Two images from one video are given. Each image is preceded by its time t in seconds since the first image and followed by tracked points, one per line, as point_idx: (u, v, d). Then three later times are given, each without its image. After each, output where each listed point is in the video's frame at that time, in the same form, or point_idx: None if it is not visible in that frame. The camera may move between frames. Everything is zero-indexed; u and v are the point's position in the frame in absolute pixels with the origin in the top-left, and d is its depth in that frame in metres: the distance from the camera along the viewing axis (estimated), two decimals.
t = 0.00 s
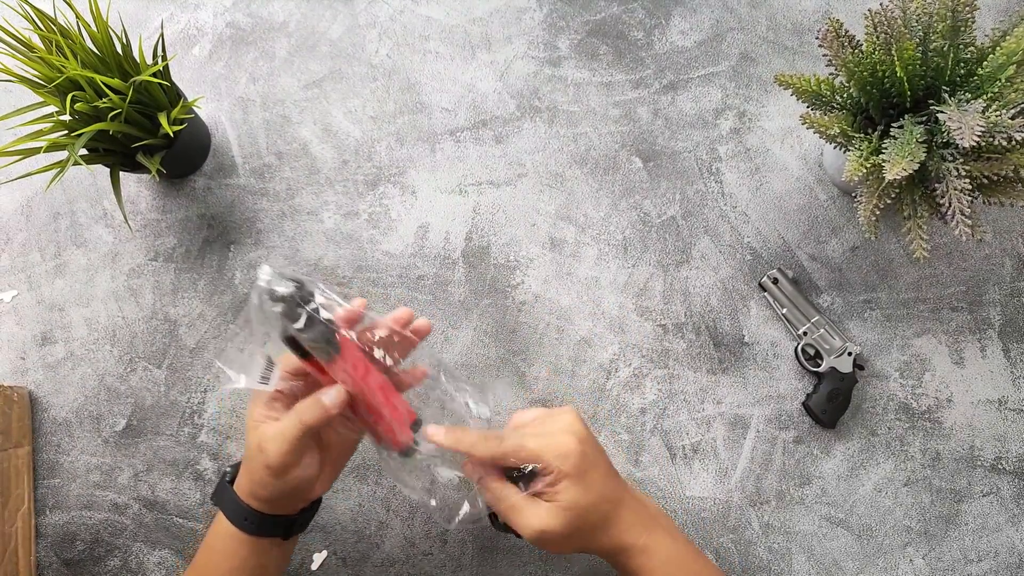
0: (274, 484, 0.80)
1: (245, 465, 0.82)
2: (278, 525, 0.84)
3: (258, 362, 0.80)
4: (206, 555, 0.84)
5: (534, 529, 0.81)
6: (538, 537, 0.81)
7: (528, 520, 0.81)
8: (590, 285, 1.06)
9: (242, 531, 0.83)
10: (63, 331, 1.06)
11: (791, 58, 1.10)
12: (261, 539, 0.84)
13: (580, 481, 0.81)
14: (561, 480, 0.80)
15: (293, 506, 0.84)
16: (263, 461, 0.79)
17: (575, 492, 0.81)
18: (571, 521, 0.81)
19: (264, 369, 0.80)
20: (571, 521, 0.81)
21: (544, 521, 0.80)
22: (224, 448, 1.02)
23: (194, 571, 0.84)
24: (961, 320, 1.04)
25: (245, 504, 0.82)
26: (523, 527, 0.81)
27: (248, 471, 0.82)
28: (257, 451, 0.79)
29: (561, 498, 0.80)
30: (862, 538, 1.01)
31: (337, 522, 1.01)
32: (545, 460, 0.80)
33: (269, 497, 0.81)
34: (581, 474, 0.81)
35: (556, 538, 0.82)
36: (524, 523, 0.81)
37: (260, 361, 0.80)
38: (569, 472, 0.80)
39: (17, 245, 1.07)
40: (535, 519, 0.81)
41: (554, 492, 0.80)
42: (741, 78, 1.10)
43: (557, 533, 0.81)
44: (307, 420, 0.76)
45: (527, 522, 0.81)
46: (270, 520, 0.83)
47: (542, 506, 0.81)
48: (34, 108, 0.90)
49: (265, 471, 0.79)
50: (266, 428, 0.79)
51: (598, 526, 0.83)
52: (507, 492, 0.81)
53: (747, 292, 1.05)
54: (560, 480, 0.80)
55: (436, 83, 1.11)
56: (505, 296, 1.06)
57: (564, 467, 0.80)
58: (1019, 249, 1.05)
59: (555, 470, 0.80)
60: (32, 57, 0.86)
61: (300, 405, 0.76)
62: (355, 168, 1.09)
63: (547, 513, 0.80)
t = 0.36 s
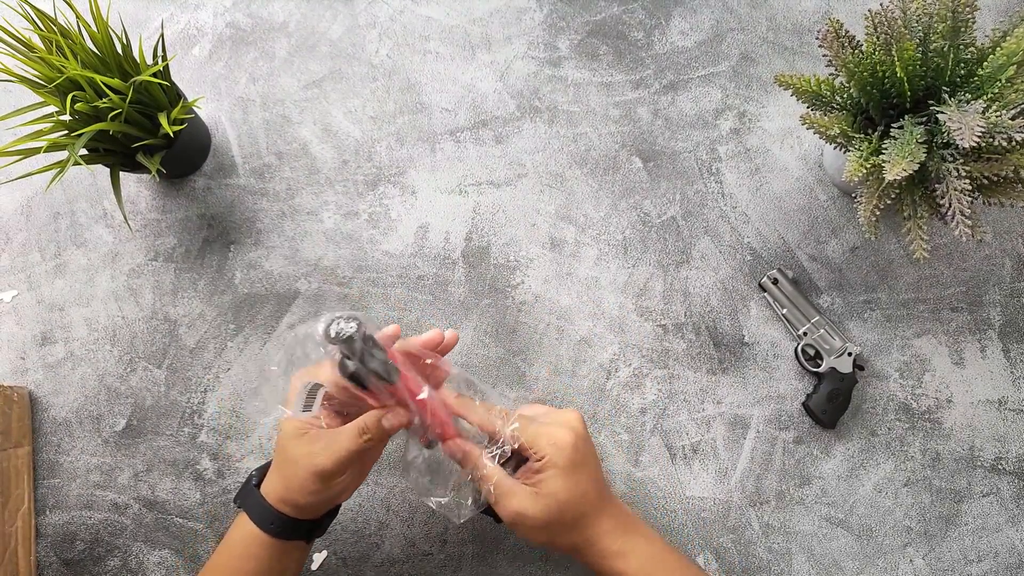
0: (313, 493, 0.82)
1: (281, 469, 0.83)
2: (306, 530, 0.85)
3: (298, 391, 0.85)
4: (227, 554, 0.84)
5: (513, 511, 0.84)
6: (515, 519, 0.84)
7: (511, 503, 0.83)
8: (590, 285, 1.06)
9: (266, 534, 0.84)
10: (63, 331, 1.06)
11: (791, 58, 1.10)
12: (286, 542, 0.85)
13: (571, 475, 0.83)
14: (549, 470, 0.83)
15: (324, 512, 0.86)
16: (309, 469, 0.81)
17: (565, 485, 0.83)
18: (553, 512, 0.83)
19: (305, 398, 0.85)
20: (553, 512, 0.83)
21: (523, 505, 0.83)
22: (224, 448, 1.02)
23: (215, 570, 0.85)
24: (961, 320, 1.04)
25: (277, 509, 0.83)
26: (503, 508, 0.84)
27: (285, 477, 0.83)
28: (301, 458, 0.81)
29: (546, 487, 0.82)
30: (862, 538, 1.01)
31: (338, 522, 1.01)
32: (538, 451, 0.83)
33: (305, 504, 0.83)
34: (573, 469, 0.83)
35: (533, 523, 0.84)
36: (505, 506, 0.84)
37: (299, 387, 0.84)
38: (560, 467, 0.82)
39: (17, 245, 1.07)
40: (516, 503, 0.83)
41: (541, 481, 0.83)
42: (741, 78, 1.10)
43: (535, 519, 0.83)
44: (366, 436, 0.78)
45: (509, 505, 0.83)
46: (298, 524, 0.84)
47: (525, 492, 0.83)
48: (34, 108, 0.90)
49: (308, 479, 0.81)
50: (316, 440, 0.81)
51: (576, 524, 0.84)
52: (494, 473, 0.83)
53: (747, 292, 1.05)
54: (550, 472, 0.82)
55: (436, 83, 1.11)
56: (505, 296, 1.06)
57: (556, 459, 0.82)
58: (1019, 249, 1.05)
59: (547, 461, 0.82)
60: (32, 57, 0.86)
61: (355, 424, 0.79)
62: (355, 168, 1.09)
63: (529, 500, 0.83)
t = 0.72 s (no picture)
0: (295, 489, 0.82)
1: (264, 469, 0.84)
2: (297, 532, 0.85)
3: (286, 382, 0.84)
4: (220, 559, 0.85)
5: (526, 495, 0.84)
6: (527, 503, 0.84)
7: (524, 485, 0.84)
8: (590, 285, 1.06)
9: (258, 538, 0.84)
10: (63, 331, 1.06)
11: (791, 58, 1.10)
12: (278, 546, 0.85)
13: (584, 459, 0.85)
14: (563, 454, 0.85)
15: (313, 510, 0.85)
16: (290, 465, 0.81)
17: (579, 467, 0.85)
18: (566, 495, 0.84)
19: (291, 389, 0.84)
20: (566, 495, 0.84)
21: (537, 487, 0.84)
22: (224, 448, 1.02)
23: None
24: (961, 320, 1.04)
25: (263, 511, 0.83)
26: (514, 492, 0.84)
27: (269, 477, 0.83)
28: (280, 455, 0.82)
29: (560, 470, 0.84)
30: (862, 538, 1.01)
31: (338, 522, 1.01)
32: (552, 436, 0.86)
33: (289, 503, 0.83)
34: (585, 452, 0.86)
35: (545, 507, 0.84)
36: (517, 487, 0.84)
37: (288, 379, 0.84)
38: (572, 449, 0.85)
39: (17, 245, 1.07)
40: (529, 485, 0.84)
41: (554, 463, 0.85)
42: (741, 78, 1.10)
43: (548, 501, 0.84)
44: (337, 425, 0.79)
45: (522, 487, 0.84)
46: (285, 525, 0.84)
47: (538, 475, 0.84)
48: (34, 108, 0.90)
49: (289, 475, 0.82)
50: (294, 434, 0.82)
51: (587, 509, 0.86)
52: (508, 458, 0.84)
53: (747, 292, 1.05)
54: (563, 455, 0.85)
55: (436, 83, 1.11)
56: (505, 296, 1.06)
57: (571, 444, 0.85)
58: (1019, 249, 1.05)
59: (560, 444, 0.85)
60: (32, 57, 0.86)
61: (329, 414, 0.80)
62: (355, 167, 1.09)
63: (543, 481, 0.84)
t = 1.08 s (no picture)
0: (159, 432, 0.85)
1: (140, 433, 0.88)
2: (201, 495, 0.86)
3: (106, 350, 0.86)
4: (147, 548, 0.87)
5: (542, 479, 0.86)
6: (546, 488, 0.86)
7: (538, 469, 0.85)
8: (590, 286, 1.06)
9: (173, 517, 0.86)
10: (63, 332, 1.06)
11: (791, 59, 1.10)
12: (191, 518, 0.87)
13: (590, 433, 0.88)
14: (567, 431, 0.88)
15: (209, 472, 0.88)
16: (146, 407, 0.85)
17: (587, 442, 0.87)
18: (581, 472, 0.86)
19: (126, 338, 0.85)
20: (581, 472, 0.86)
21: (551, 468, 0.86)
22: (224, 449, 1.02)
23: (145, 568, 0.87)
24: (961, 322, 1.04)
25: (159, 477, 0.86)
26: (530, 479, 0.86)
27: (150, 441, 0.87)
28: (155, 429, 0.85)
29: (565, 447, 0.87)
30: (862, 539, 1.01)
31: (338, 523, 1.01)
32: (554, 417, 0.88)
33: (168, 456, 0.86)
34: (585, 427, 0.88)
35: (563, 489, 0.86)
36: (533, 472, 0.85)
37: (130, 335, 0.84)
38: (575, 426, 0.88)
39: (17, 246, 1.07)
40: (544, 467, 0.86)
41: (558, 442, 0.87)
42: (741, 79, 1.10)
43: (563, 481, 0.86)
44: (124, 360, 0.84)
45: (537, 471, 0.85)
46: (180, 490, 0.86)
47: (551, 457, 0.86)
48: (34, 109, 0.90)
49: (152, 420, 0.85)
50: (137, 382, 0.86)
51: (603, 485, 0.87)
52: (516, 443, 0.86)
53: (747, 293, 1.05)
54: (568, 433, 0.87)
55: (436, 84, 1.11)
56: (505, 297, 1.06)
57: (573, 421, 0.88)
58: (1019, 250, 1.05)
59: (558, 422, 0.88)
60: (32, 57, 0.86)
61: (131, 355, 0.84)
62: (355, 168, 1.09)
63: (555, 462, 0.86)
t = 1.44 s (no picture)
0: None
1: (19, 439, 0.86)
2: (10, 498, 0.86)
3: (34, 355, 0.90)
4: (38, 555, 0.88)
5: (559, 459, 0.87)
6: (563, 468, 0.87)
7: (555, 448, 0.87)
8: (590, 285, 1.06)
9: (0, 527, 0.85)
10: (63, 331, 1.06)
11: (791, 58, 1.10)
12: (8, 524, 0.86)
13: (606, 414, 0.90)
14: (584, 412, 0.89)
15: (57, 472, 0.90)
16: None
17: (602, 423, 0.89)
18: (597, 452, 0.87)
19: None
20: (597, 452, 0.87)
21: (568, 448, 0.87)
22: (224, 448, 1.02)
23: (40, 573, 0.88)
24: (961, 320, 1.04)
25: None
26: (548, 459, 0.87)
27: None
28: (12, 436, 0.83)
29: (582, 428, 0.88)
30: (862, 538, 1.01)
31: (337, 522, 1.01)
32: (571, 398, 0.90)
33: None
34: (601, 408, 0.90)
35: (580, 468, 0.87)
36: (549, 452, 0.87)
37: None
38: (591, 406, 0.89)
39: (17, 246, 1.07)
40: (561, 446, 0.87)
41: (575, 422, 0.89)
42: (740, 77, 1.10)
43: (580, 461, 0.87)
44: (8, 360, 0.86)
45: (553, 450, 0.87)
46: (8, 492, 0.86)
47: (568, 437, 0.88)
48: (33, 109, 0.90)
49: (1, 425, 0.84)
50: None
51: (619, 466, 0.88)
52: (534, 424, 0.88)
53: (747, 292, 1.05)
54: (585, 413, 0.89)
55: (436, 83, 1.11)
56: (505, 296, 1.06)
57: (589, 402, 0.90)
58: (1019, 249, 1.05)
59: (575, 403, 0.90)
60: (32, 57, 0.86)
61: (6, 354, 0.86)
62: (355, 168, 1.09)
63: (571, 442, 0.87)
